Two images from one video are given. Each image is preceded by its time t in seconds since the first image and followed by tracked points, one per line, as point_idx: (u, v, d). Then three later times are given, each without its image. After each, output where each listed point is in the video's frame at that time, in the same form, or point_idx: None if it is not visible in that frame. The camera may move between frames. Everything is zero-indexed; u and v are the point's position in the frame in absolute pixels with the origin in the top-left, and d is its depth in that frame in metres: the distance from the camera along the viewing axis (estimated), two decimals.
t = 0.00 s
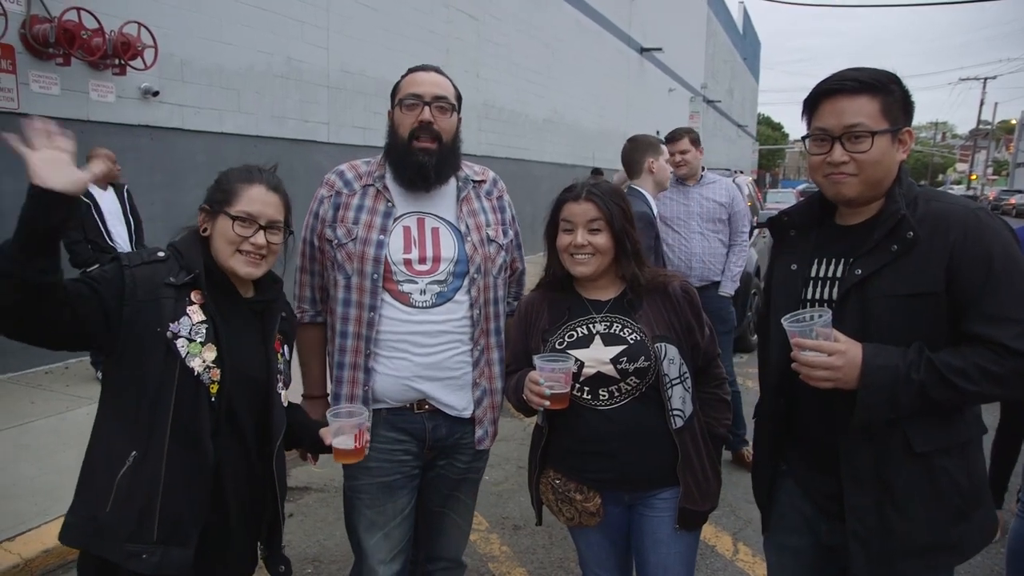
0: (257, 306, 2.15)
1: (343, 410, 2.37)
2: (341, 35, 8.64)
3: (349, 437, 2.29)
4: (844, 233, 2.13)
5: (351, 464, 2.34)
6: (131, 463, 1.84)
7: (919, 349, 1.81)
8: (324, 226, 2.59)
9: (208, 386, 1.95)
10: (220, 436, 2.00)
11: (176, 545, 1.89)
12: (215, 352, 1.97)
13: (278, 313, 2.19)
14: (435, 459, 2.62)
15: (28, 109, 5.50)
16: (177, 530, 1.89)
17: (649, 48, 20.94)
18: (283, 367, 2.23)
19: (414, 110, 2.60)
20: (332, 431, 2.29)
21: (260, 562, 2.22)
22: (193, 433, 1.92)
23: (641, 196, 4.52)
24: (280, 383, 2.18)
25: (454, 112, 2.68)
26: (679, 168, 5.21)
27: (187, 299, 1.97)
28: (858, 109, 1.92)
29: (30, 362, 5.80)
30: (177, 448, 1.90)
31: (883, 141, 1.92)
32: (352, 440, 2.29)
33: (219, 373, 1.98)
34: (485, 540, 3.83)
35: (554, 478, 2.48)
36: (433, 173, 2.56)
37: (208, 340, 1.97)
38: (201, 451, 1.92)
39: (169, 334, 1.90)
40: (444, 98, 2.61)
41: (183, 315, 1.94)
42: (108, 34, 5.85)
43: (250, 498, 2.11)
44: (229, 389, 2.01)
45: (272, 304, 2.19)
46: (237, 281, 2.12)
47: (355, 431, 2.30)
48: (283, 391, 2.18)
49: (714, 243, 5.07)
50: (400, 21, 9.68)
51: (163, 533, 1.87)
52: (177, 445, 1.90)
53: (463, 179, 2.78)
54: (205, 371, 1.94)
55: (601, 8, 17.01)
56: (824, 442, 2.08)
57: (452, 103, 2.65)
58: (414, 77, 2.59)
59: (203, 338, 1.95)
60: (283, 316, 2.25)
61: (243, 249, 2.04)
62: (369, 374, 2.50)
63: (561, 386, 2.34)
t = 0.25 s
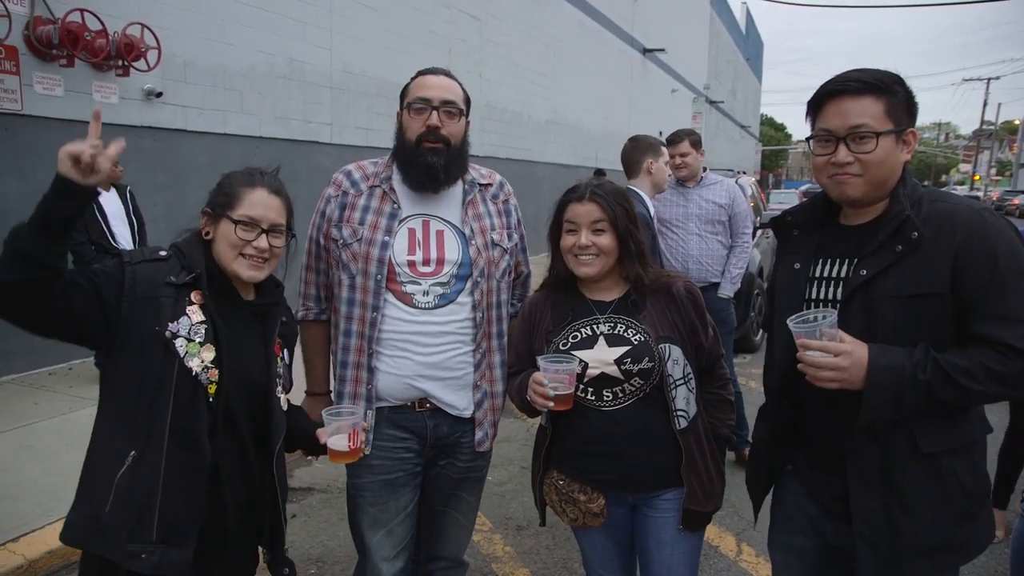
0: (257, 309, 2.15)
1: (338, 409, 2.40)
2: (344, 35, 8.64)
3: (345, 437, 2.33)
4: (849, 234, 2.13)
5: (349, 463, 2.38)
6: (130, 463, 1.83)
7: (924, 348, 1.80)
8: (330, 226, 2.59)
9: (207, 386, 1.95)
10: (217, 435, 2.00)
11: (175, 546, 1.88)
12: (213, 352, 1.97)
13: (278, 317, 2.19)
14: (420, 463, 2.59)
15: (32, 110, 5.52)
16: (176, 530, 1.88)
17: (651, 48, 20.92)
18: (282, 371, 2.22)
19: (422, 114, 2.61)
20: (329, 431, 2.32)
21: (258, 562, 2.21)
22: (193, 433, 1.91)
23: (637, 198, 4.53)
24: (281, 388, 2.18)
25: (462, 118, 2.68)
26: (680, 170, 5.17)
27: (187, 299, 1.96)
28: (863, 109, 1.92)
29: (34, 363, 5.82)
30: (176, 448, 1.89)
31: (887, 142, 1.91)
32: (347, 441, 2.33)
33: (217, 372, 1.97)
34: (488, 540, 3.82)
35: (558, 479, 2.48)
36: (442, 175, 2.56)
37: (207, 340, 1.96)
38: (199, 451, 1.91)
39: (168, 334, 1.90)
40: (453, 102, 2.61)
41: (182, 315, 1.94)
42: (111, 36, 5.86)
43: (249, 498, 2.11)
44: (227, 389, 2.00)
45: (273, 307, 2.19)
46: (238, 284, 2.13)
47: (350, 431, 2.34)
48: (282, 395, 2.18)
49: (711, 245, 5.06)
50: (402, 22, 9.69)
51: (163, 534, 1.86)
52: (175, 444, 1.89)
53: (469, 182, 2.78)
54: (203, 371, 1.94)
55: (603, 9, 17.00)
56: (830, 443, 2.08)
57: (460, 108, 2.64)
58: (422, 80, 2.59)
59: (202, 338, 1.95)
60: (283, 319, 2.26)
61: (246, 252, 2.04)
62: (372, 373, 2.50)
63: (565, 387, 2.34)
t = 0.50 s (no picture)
0: (260, 318, 2.15)
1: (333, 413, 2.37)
2: (345, 37, 8.65)
3: (338, 442, 2.29)
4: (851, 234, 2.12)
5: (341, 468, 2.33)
6: (116, 455, 1.81)
7: (926, 350, 1.80)
8: (326, 220, 2.58)
9: (201, 387, 1.94)
10: (206, 435, 1.98)
11: (151, 544, 1.83)
12: (211, 355, 1.96)
13: (278, 331, 2.19)
14: (413, 461, 2.59)
15: (33, 111, 5.52)
16: (154, 528, 1.83)
17: (652, 49, 20.93)
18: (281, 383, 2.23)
19: (426, 111, 2.60)
20: (322, 436, 2.28)
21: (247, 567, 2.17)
22: (183, 432, 1.88)
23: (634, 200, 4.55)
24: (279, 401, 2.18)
25: (464, 116, 2.68)
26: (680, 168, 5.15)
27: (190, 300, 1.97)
28: (864, 110, 1.92)
29: (35, 364, 5.81)
30: (164, 446, 1.86)
31: (888, 142, 1.91)
32: (340, 445, 2.29)
33: (213, 376, 1.96)
34: (489, 542, 3.82)
35: (558, 480, 2.48)
36: (442, 175, 2.56)
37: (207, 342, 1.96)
38: (185, 450, 1.88)
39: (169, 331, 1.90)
40: (456, 100, 2.61)
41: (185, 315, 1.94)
42: (112, 37, 5.87)
43: (236, 502, 2.08)
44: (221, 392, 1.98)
45: (274, 318, 2.18)
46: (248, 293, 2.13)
47: (343, 436, 2.29)
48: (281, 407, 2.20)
49: (710, 245, 5.07)
50: (403, 23, 9.69)
51: (140, 532, 1.81)
52: (162, 441, 1.86)
53: (469, 180, 2.77)
54: (200, 372, 1.93)
55: (604, 9, 17.01)
56: (832, 444, 2.08)
57: (463, 106, 2.64)
58: (426, 78, 2.58)
59: (202, 340, 1.95)
60: (284, 330, 2.26)
61: (262, 256, 2.06)
62: (364, 369, 2.51)
63: (566, 389, 2.34)
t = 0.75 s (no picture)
0: (253, 320, 2.14)
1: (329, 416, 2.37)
2: (344, 38, 8.65)
3: (333, 445, 2.29)
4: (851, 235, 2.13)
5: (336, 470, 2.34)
6: (108, 460, 1.81)
7: (926, 351, 1.81)
8: (311, 220, 2.58)
9: (193, 389, 1.93)
10: (203, 438, 1.98)
11: (148, 550, 1.83)
12: (203, 356, 1.96)
13: (271, 332, 2.18)
14: (413, 461, 2.59)
15: (32, 112, 5.52)
16: (150, 533, 1.83)
17: (651, 50, 20.95)
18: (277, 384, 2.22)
19: (417, 109, 2.61)
20: (318, 440, 2.29)
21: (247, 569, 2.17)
22: (177, 435, 1.88)
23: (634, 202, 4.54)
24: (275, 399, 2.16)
25: (454, 116, 2.70)
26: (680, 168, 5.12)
27: (180, 302, 1.98)
28: (866, 110, 1.92)
29: (33, 365, 5.80)
30: (158, 450, 1.86)
31: (890, 142, 1.91)
32: (335, 448, 2.30)
33: (206, 376, 1.96)
34: (489, 543, 3.82)
35: (558, 481, 2.47)
36: (433, 172, 2.56)
37: (198, 343, 1.96)
38: (182, 453, 1.88)
39: (159, 334, 1.90)
40: (447, 100, 2.63)
41: (175, 317, 1.95)
42: (111, 38, 5.87)
43: (236, 507, 2.06)
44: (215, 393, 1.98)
45: (267, 318, 2.18)
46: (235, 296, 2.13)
47: (339, 439, 2.30)
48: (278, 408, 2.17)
49: (710, 247, 5.06)
50: (402, 24, 9.70)
51: (137, 538, 1.81)
52: (156, 446, 1.86)
53: (454, 179, 2.76)
54: (192, 373, 1.93)
55: (603, 10, 17.02)
56: (831, 446, 2.08)
57: (453, 105, 2.67)
58: (415, 77, 2.60)
59: (193, 341, 1.95)
60: (277, 333, 2.24)
61: (245, 262, 2.05)
62: (350, 370, 2.51)
63: (565, 390, 2.34)
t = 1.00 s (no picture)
0: (240, 310, 2.13)
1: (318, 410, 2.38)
2: (343, 39, 8.66)
3: (325, 439, 2.30)
4: (849, 237, 2.13)
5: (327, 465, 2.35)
6: (121, 480, 1.86)
7: (928, 352, 1.81)
8: (298, 222, 2.59)
9: (192, 398, 1.96)
10: (212, 445, 2.01)
11: (174, 560, 1.91)
12: (196, 363, 1.97)
13: (263, 317, 2.18)
14: (411, 462, 2.58)
15: (30, 114, 5.51)
16: (174, 544, 1.91)
17: (650, 52, 20.97)
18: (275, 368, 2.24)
19: (411, 114, 2.58)
20: (309, 433, 2.29)
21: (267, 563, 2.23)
22: (184, 446, 1.93)
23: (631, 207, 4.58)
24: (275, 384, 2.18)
25: (446, 121, 2.69)
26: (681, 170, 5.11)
27: (167, 312, 1.97)
28: (868, 110, 1.92)
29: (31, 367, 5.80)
30: (167, 465, 1.91)
31: (891, 143, 1.91)
32: (327, 443, 2.30)
33: (202, 383, 1.98)
34: (487, 545, 3.82)
35: (556, 483, 2.47)
36: (425, 177, 2.56)
37: (189, 352, 1.97)
38: (192, 462, 1.94)
39: (149, 350, 1.90)
40: (439, 105, 2.62)
41: (162, 328, 1.95)
42: (109, 40, 5.87)
43: (251, 507, 2.11)
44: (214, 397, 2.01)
45: (257, 307, 2.17)
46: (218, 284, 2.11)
47: (331, 433, 2.31)
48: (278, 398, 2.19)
49: (713, 248, 5.05)
50: (401, 25, 9.70)
51: (161, 550, 1.89)
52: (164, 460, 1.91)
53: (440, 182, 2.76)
54: (188, 383, 1.95)
55: (602, 12, 17.04)
56: (831, 448, 2.08)
57: (445, 111, 2.66)
58: (408, 82, 2.57)
59: (184, 350, 1.96)
60: (270, 317, 2.25)
61: (223, 246, 2.03)
62: (337, 372, 2.50)
63: (564, 391, 2.33)
